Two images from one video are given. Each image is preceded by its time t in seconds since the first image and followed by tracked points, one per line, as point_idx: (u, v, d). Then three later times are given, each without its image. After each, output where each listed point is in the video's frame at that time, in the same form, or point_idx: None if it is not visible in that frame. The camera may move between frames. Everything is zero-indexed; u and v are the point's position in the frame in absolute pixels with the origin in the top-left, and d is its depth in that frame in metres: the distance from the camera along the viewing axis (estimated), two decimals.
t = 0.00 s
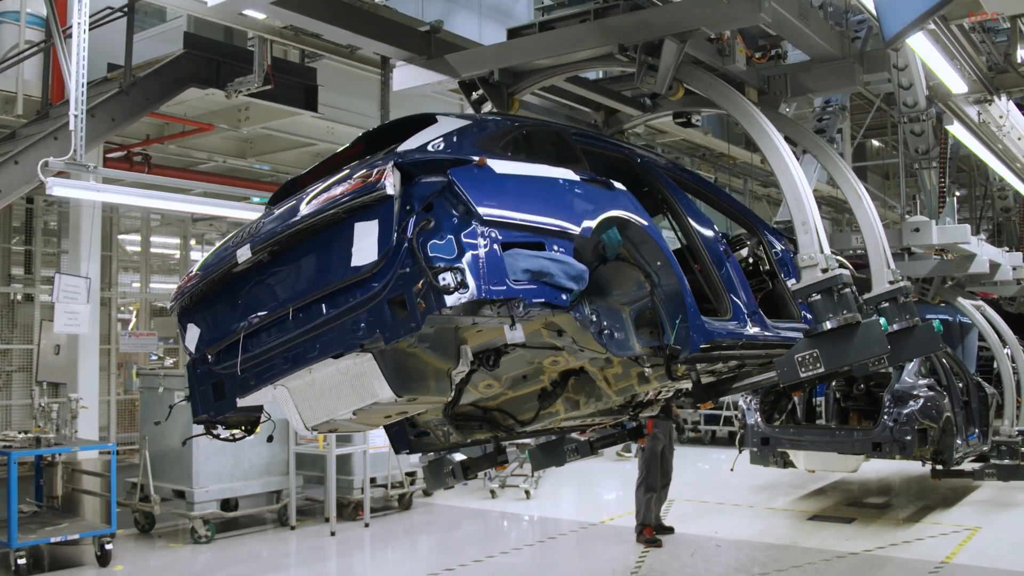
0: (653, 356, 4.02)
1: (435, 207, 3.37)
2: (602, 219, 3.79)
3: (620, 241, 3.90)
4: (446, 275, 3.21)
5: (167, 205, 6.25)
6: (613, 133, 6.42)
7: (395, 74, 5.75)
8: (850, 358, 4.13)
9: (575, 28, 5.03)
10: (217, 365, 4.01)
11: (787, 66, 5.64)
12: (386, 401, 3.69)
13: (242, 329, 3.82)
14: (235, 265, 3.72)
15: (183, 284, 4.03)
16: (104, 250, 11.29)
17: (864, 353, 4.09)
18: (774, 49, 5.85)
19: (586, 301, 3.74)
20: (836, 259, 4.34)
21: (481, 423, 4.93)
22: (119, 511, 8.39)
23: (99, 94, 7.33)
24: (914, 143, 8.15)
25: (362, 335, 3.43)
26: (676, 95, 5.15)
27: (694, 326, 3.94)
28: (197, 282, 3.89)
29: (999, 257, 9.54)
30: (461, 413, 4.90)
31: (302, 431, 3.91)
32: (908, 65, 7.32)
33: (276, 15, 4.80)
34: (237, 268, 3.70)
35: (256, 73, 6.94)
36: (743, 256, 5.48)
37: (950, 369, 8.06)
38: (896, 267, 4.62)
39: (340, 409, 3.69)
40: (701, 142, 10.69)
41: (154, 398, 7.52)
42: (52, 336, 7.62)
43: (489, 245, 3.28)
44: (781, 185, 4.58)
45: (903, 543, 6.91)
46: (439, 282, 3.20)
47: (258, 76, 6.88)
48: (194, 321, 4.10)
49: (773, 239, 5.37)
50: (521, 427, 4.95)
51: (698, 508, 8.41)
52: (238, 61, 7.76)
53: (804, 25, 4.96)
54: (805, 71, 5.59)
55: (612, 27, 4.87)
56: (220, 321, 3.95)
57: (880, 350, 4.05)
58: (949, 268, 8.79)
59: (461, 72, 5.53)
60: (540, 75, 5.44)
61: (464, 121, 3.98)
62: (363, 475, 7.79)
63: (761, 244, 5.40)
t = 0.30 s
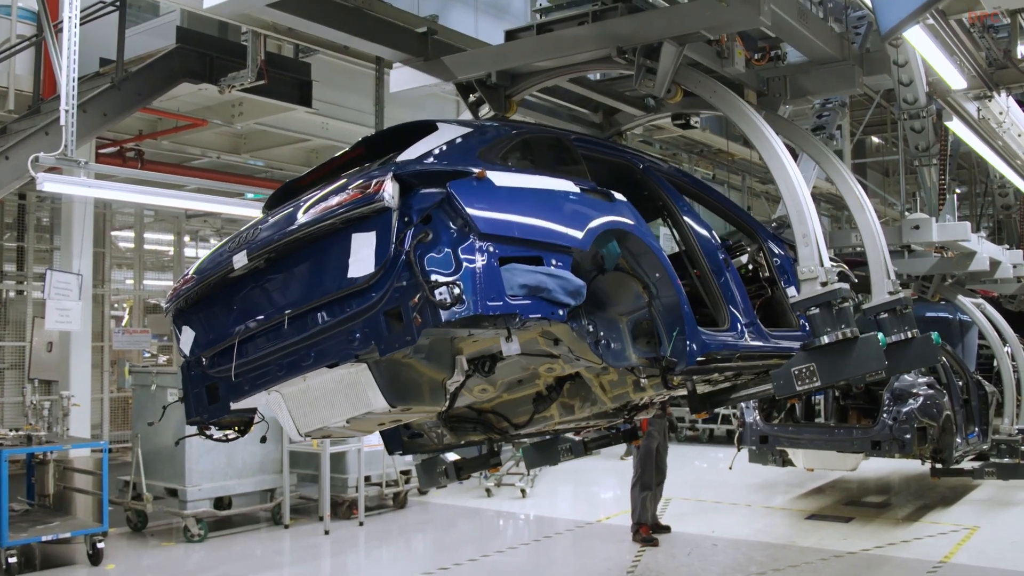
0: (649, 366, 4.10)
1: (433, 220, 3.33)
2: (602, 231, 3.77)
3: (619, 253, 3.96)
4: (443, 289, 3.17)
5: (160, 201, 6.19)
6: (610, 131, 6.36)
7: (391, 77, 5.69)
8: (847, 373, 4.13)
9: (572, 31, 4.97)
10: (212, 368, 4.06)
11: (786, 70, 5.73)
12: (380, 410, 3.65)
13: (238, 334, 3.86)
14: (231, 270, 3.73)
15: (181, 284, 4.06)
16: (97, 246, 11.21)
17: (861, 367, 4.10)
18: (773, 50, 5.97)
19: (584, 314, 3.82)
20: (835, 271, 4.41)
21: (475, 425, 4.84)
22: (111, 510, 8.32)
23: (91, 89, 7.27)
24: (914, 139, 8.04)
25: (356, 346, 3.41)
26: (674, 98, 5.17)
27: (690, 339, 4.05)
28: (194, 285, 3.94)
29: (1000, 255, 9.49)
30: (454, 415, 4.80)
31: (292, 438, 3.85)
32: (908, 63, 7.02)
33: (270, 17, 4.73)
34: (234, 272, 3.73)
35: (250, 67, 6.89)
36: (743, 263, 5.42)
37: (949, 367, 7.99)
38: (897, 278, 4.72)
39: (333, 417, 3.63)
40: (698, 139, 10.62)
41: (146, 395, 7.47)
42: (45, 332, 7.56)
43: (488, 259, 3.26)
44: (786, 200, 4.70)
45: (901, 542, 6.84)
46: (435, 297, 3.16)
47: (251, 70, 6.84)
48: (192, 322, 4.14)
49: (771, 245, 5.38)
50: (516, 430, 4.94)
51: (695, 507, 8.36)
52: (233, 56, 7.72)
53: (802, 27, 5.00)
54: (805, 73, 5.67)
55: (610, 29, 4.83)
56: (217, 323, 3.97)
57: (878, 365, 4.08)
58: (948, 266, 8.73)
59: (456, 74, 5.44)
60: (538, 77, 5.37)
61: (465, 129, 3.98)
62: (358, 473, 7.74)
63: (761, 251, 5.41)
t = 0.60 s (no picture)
0: (645, 376, 4.13)
1: (433, 231, 3.29)
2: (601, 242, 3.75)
3: (619, 262, 3.94)
4: (440, 302, 3.16)
5: (155, 197, 6.14)
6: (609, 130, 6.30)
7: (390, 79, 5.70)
8: (846, 385, 4.45)
9: (571, 33, 4.93)
10: (207, 372, 4.04)
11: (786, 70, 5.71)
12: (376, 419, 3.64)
13: (234, 339, 3.84)
14: (229, 275, 3.72)
15: (179, 287, 4.05)
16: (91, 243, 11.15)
17: (858, 381, 4.41)
18: (773, 50, 5.83)
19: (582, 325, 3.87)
20: (835, 286, 4.64)
21: (471, 427, 4.75)
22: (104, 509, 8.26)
23: (84, 83, 7.22)
24: (915, 136, 7.82)
25: (353, 355, 3.39)
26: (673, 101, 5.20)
27: (688, 350, 4.08)
28: (190, 287, 3.93)
29: (1000, 253, 9.44)
30: (449, 416, 4.72)
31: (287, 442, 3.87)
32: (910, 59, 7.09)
33: (267, 18, 4.68)
34: (232, 278, 3.72)
35: (245, 62, 6.79)
36: (743, 268, 5.39)
37: (950, 366, 7.91)
38: (897, 289, 4.99)
39: (328, 425, 3.64)
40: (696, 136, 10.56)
41: (139, 391, 7.43)
42: (38, 329, 7.51)
43: (487, 273, 3.25)
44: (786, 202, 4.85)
45: (900, 542, 6.79)
46: (433, 310, 3.14)
47: (246, 65, 6.74)
48: (189, 327, 4.11)
49: (771, 250, 5.31)
50: (511, 433, 4.85)
51: (694, 506, 8.31)
52: (228, 51, 7.69)
53: (803, 30, 5.00)
54: (804, 74, 5.65)
55: (609, 30, 4.79)
56: (215, 327, 3.96)
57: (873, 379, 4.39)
58: (949, 263, 8.68)
59: (454, 75, 5.40)
60: (538, 77, 5.33)
61: (467, 135, 3.93)
62: (354, 471, 7.69)
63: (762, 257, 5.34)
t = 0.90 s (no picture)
0: (643, 386, 4.09)
1: (433, 245, 3.25)
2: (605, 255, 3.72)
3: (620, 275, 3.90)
4: (439, 318, 3.14)
5: (149, 191, 6.09)
6: (610, 130, 6.22)
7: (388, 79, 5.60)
8: (846, 400, 4.45)
9: (571, 34, 4.85)
10: (204, 374, 4.00)
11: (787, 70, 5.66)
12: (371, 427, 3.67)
13: (231, 344, 3.80)
14: (227, 280, 3.67)
15: (178, 288, 4.00)
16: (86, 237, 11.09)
17: (858, 397, 4.42)
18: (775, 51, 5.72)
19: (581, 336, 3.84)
20: (839, 299, 4.58)
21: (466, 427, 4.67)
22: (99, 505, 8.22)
23: (77, 76, 7.17)
24: (918, 130, 7.69)
25: (350, 366, 3.35)
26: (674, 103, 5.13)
27: (688, 362, 3.97)
28: (188, 291, 3.89)
29: (1004, 248, 9.35)
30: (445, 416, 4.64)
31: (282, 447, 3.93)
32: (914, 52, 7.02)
33: (266, 20, 4.63)
34: (230, 283, 3.67)
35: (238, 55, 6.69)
36: (745, 274, 5.38)
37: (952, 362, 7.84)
38: (899, 300, 4.95)
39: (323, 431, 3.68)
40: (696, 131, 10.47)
41: (134, 386, 7.40)
42: (31, 325, 7.47)
43: (486, 288, 3.23)
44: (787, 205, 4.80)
45: (901, 539, 6.72)
46: (432, 325, 3.12)
47: (240, 58, 6.66)
48: (186, 330, 4.07)
49: (775, 257, 5.29)
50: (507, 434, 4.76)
51: (692, 503, 8.25)
52: (223, 44, 7.63)
53: (805, 30, 4.94)
54: (806, 74, 5.61)
55: (608, 30, 4.71)
56: (212, 331, 3.91)
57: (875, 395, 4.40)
58: (952, 259, 8.58)
59: (452, 76, 5.32)
60: (536, 77, 5.26)
61: (470, 143, 3.88)
62: (350, 468, 7.63)
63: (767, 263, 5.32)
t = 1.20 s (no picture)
0: (643, 393, 4.03)
1: (435, 255, 3.20)
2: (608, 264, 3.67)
3: (620, 282, 3.85)
4: (440, 329, 3.12)
5: (145, 185, 6.04)
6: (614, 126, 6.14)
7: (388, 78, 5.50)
8: (845, 410, 4.38)
9: (572, 33, 4.77)
10: (203, 375, 3.95)
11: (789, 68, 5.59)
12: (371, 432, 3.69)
13: (232, 346, 3.76)
14: (228, 283, 3.64)
15: (177, 288, 3.95)
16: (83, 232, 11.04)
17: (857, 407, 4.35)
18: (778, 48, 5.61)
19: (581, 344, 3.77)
20: (843, 308, 4.49)
21: (463, 425, 4.51)
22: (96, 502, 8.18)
23: (73, 70, 7.13)
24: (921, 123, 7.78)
25: (350, 373, 3.34)
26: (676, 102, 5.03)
27: (687, 370, 3.93)
28: (188, 292, 3.84)
29: (1007, 242, 9.28)
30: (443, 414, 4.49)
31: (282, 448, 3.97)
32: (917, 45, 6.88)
33: (268, 21, 4.56)
34: (230, 286, 3.63)
35: (235, 47, 6.64)
36: (748, 276, 5.32)
37: (955, 357, 7.78)
38: (902, 307, 4.87)
39: (324, 433, 3.74)
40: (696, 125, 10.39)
41: (131, 381, 7.36)
42: (27, 320, 7.42)
43: (488, 299, 3.20)
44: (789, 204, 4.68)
45: (903, 535, 6.66)
46: (432, 336, 3.11)
47: (236, 50, 6.60)
48: (185, 330, 4.03)
49: (777, 260, 5.32)
50: (506, 431, 4.59)
51: (692, 498, 8.20)
52: (219, 37, 7.58)
53: (807, 28, 4.86)
54: (807, 73, 5.57)
55: (609, 29, 4.63)
56: (211, 333, 3.87)
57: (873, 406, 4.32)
58: (956, 253, 8.50)
59: (452, 75, 5.24)
60: (537, 76, 5.17)
61: (473, 148, 3.84)
62: (348, 464, 7.59)
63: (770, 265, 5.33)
